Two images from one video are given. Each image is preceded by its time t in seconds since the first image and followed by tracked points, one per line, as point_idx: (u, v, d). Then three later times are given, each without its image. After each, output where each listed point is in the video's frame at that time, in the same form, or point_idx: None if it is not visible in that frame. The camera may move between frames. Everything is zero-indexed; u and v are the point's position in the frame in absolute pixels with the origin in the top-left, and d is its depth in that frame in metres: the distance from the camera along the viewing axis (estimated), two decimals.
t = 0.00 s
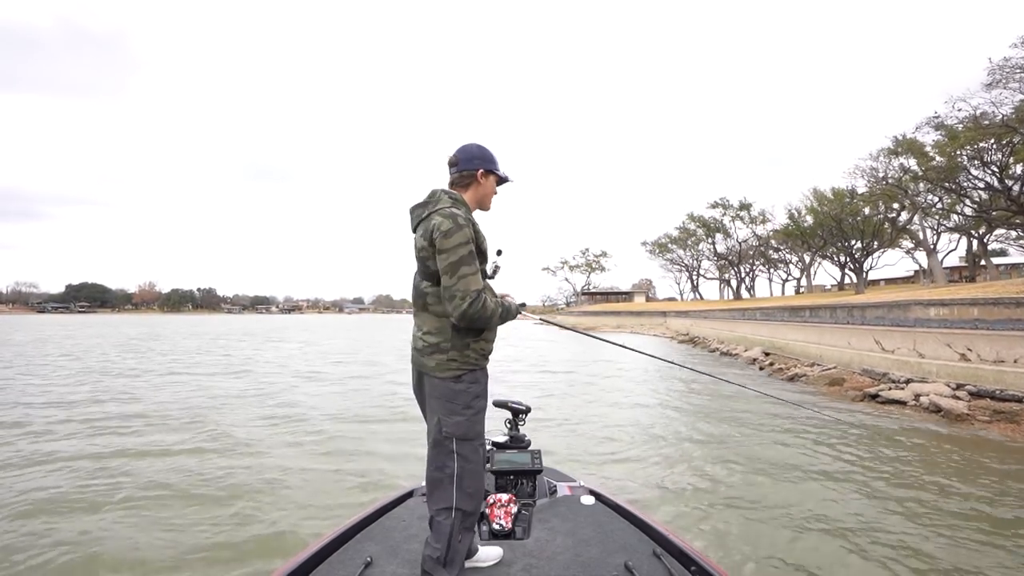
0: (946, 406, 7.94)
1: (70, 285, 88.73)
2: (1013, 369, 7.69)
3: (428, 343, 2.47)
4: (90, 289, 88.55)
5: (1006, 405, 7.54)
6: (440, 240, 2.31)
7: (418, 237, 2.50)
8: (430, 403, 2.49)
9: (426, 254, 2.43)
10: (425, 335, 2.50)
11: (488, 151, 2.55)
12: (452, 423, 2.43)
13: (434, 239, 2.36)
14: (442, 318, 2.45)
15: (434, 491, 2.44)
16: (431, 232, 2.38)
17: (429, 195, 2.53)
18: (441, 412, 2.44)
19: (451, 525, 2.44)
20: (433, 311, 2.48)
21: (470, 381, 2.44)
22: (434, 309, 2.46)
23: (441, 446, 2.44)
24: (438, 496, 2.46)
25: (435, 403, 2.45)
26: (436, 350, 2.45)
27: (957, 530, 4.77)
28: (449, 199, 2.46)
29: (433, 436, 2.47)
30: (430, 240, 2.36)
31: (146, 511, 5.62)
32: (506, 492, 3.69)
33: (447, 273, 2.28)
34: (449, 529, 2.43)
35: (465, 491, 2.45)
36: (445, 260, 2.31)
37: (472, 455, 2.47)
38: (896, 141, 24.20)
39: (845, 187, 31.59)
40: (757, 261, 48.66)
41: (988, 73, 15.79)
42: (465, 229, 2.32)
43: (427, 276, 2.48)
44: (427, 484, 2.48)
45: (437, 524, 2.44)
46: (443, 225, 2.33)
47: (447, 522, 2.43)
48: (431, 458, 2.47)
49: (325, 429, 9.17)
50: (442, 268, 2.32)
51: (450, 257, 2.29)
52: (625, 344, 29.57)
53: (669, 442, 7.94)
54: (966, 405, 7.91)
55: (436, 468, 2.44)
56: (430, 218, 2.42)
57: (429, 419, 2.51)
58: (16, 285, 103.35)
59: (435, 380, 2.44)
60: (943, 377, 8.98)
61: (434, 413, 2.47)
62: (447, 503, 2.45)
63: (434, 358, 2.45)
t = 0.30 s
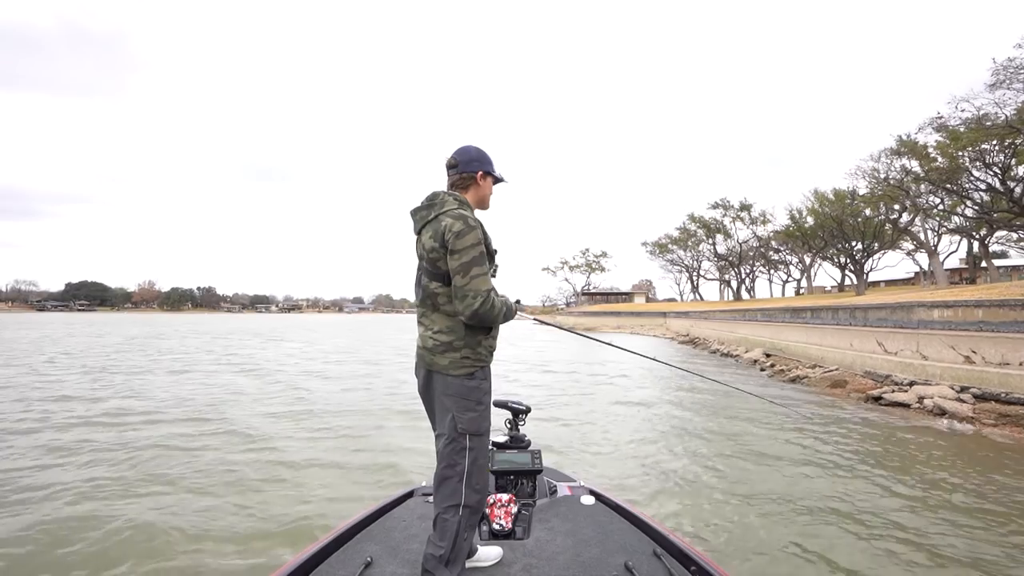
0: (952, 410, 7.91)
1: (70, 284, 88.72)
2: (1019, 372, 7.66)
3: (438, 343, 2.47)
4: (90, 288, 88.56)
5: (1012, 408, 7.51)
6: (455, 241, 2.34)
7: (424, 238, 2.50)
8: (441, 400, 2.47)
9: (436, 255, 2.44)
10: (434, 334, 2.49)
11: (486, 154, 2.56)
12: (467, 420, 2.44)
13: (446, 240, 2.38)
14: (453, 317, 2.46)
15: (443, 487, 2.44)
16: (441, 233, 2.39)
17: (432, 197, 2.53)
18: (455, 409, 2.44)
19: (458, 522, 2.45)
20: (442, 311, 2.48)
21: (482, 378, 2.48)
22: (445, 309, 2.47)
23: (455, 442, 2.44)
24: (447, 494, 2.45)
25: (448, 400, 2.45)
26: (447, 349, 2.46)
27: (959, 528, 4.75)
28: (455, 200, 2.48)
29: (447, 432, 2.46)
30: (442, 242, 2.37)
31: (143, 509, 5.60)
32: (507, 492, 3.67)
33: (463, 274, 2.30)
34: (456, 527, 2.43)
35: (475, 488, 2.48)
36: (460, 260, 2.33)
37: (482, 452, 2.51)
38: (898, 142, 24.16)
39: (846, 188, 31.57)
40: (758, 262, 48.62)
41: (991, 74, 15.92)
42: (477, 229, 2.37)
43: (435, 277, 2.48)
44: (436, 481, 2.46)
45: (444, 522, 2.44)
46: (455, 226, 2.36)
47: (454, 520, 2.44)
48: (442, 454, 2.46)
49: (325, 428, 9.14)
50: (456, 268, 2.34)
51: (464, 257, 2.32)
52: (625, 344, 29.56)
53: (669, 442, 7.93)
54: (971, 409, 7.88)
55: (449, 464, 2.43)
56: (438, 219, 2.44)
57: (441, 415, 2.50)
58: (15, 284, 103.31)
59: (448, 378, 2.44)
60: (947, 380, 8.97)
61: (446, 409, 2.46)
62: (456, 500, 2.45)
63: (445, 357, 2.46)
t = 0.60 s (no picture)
0: (956, 411, 7.88)
1: (70, 285, 88.87)
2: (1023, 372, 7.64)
3: (440, 342, 2.46)
4: (89, 288, 88.78)
5: (1016, 409, 7.49)
6: (458, 241, 2.34)
7: (425, 238, 2.48)
8: (443, 398, 2.46)
9: (438, 256, 2.43)
10: (436, 333, 2.48)
11: (483, 156, 2.57)
12: (469, 417, 2.43)
13: (449, 240, 2.38)
14: (454, 317, 2.46)
15: (444, 486, 2.43)
16: (444, 235, 2.39)
17: (432, 198, 2.52)
18: (457, 406, 2.43)
19: (459, 520, 2.45)
20: (444, 311, 2.47)
21: (483, 376, 2.48)
22: (447, 308, 2.47)
23: (458, 439, 2.43)
24: (448, 492, 2.44)
25: (450, 398, 2.44)
26: (449, 348, 2.45)
27: (962, 528, 4.74)
28: (456, 201, 2.48)
29: (449, 430, 2.44)
30: (445, 242, 2.37)
31: (141, 511, 5.58)
32: (507, 492, 3.67)
33: (467, 274, 2.31)
34: (459, 526, 2.43)
35: (476, 485, 2.48)
36: (464, 260, 2.34)
37: (484, 449, 2.51)
38: (898, 142, 24.14)
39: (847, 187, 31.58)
40: (758, 262, 48.63)
41: (993, 72, 15.93)
42: (480, 230, 2.38)
43: (436, 277, 2.47)
44: (438, 479, 2.45)
45: (446, 520, 2.43)
46: (458, 227, 2.37)
47: (456, 518, 2.43)
48: (444, 452, 2.44)
49: (325, 429, 9.14)
50: (460, 267, 2.34)
51: (468, 258, 2.33)
52: (625, 344, 29.59)
53: (670, 442, 7.93)
54: (976, 410, 7.85)
55: (451, 462, 2.42)
56: (440, 220, 2.43)
57: (442, 413, 2.48)
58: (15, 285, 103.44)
59: (450, 377, 2.43)
60: (951, 380, 8.95)
61: (448, 406, 2.45)
62: (457, 499, 2.44)
63: (447, 356, 2.45)
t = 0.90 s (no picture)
0: (960, 411, 7.84)
1: (70, 286, 88.96)
2: None
3: (445, 341, 2.45)
4: (89, 289, 88.88)
5: (1022, 408, 7.46)
6: (466, 243, 2.36)
7: (428, 240, 2.47)
8: (448, 397, 2.43)
9: (443, 257, 2.43)
10: (440, 334, 2.47)
11: (480, 159, 2.58)
12: (476, 414, 2.43)
13: (456, 243, 2.39)
14: (460, 317, 2.46)
15: (449, 484, 2.41)
16: (450, 237, 2.39)
17: (431, 200, 2.50)
18: (463, 404, 2.42)
19: (463, 517, 2.44)
20: (450, 311, 2.47)
21: (488, 374, 2.50)
22: (453, 310, 2.47)
23: (464, 437, 2.42)
24: (452, 490, 2.42)
25: (456, 396, 2.42)
26: (454, 347, 2.45)
27: (961, 526, 4.74)
28: (457, 204, 2.48)
29: (455, 428, 2.42)
30: (453, 245, 2.38)
31: (140, 511, 5.55)
32: (507, 492, 3.66)
33: (478, 276, 2.33)
34: (462, 523, 2.42)
35: (479, 482, 2.48)
36: (473, 262, 2.36)
37: (487, 446, 2.51)
38: (899, 140, 24.13)
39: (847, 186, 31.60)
40: (758, 261, 48.65)
41: (994, 70, 15.90)
42: (486, 232, 2.40)
43: (441, 278, 2.46)
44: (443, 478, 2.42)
45: (450, 518, 2.41)
46: (465, 229, 2.38)
47: (460, 516, 2.42)
48: (449, 451, 2.42)
49: (325, 429, 9.14)
50: (470, 270, 2.36)
51: (478, 260, 2.35)
52: (626, 344, 29.57)
53: (670, 441, 7.92)
54: (980, 409, 7.82)
55: (457, 460, 2.40)
56: (444, 222, 2.42)
57: (447, 411, 2.45)
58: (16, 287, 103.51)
59: (456, 376, 2.42)
60: (955, 379, 8.93)
61: (454, 405, 2.43)
62: (461, 496, 2.44)
63: (453, 355, 2.44)
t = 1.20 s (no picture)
0: (964, 411, 7.78)
1: (70, 286, 89.08)
2: None
3: (452, 341, 2.43)
4: (88, 288, 89.06)
5: None
6: (474, 244, 2.36)
7: (433, 241, 2.44)
8: (457, 397, 2.42)
9: (450, 258, 2.41)
10: (447, 334, 2.44)
11: (478, 161, 2.58)
12: (484, 412, 2.44)
13: (463, 243, 2.39)
14: (467, 317, 2.45)
15: (457, 482, 2.40)
16: (457, 238, 2.39)
17: (433, 202, 2.48)
18: (472, 402, 2.42)
19: (469, 514, 2.44)
20: (457, 312, 2.45)
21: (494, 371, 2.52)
22: (460, 309, 2.46)
23: (473, 435, 2.42)
24: (460, 487, 2.41)
25: (464, 395, 2.42)
26: (462, 347, 2.43)
27: (963, 526, 4.73)
28: (460, 206, 2.48)
29: (464, 427, 2.42)
30: (460, 246, 2.37)
31: (138, 511, 5.53)
32: (506, 492, 3.64)
33: (488, 276, 2.35)
34: (468, 520, 2.42)
35: (485, 479, 2.49)
36: (482, 262, 2.37)
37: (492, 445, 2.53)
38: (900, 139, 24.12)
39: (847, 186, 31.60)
40: (758, 261, 48.64)
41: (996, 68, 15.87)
42: (493, 232, 2.42)
43: (447, 278, 2.44)
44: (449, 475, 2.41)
45: (457, 516, 2.40)
46: (472, 231, 2.39)
47: (466, 514, 2.42)
48: (457, 449, 2.41)
49: (325, 429, 9.12)
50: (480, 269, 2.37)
51: (487, 260, 2.37)
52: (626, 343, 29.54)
53: (670, 441, 7.89)
54: (986, 409, 7.77)
55: (465, 458, 2.40)
56: (449, 223, 2.41)
57: (454, 409, 2.44)
58: (15, 287, 103.74)
59: (465, 375, 2.41)
60: (960, 380, 8.90)
61: (462, 403, 2.42)
62: (468, 493, 2.43)
63: (461, 355, 2.42)
